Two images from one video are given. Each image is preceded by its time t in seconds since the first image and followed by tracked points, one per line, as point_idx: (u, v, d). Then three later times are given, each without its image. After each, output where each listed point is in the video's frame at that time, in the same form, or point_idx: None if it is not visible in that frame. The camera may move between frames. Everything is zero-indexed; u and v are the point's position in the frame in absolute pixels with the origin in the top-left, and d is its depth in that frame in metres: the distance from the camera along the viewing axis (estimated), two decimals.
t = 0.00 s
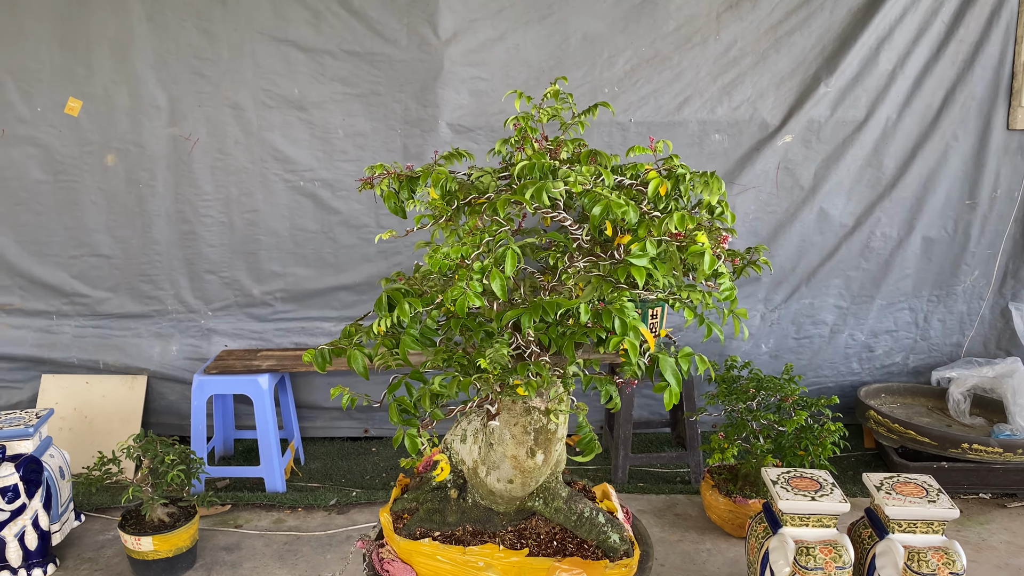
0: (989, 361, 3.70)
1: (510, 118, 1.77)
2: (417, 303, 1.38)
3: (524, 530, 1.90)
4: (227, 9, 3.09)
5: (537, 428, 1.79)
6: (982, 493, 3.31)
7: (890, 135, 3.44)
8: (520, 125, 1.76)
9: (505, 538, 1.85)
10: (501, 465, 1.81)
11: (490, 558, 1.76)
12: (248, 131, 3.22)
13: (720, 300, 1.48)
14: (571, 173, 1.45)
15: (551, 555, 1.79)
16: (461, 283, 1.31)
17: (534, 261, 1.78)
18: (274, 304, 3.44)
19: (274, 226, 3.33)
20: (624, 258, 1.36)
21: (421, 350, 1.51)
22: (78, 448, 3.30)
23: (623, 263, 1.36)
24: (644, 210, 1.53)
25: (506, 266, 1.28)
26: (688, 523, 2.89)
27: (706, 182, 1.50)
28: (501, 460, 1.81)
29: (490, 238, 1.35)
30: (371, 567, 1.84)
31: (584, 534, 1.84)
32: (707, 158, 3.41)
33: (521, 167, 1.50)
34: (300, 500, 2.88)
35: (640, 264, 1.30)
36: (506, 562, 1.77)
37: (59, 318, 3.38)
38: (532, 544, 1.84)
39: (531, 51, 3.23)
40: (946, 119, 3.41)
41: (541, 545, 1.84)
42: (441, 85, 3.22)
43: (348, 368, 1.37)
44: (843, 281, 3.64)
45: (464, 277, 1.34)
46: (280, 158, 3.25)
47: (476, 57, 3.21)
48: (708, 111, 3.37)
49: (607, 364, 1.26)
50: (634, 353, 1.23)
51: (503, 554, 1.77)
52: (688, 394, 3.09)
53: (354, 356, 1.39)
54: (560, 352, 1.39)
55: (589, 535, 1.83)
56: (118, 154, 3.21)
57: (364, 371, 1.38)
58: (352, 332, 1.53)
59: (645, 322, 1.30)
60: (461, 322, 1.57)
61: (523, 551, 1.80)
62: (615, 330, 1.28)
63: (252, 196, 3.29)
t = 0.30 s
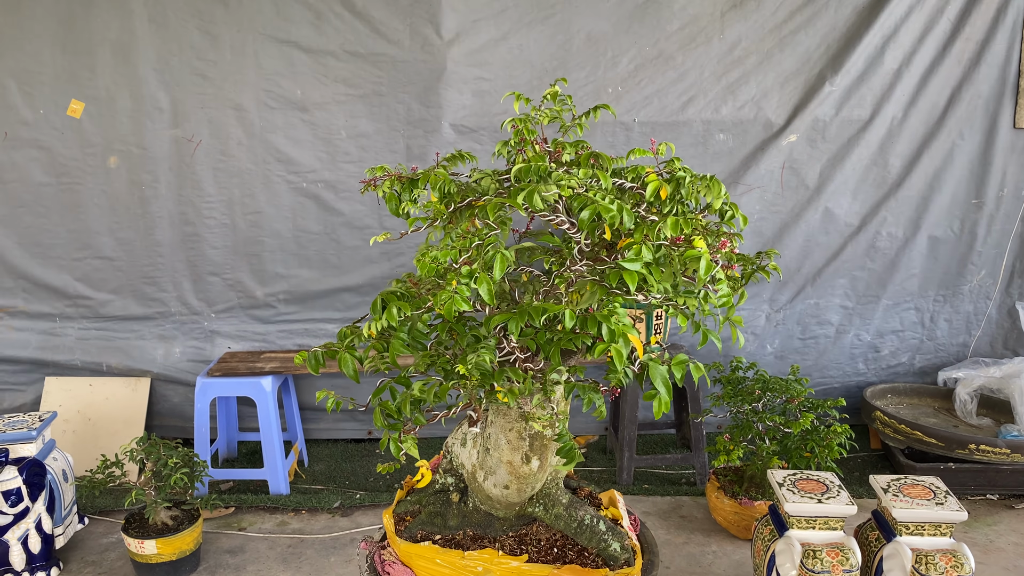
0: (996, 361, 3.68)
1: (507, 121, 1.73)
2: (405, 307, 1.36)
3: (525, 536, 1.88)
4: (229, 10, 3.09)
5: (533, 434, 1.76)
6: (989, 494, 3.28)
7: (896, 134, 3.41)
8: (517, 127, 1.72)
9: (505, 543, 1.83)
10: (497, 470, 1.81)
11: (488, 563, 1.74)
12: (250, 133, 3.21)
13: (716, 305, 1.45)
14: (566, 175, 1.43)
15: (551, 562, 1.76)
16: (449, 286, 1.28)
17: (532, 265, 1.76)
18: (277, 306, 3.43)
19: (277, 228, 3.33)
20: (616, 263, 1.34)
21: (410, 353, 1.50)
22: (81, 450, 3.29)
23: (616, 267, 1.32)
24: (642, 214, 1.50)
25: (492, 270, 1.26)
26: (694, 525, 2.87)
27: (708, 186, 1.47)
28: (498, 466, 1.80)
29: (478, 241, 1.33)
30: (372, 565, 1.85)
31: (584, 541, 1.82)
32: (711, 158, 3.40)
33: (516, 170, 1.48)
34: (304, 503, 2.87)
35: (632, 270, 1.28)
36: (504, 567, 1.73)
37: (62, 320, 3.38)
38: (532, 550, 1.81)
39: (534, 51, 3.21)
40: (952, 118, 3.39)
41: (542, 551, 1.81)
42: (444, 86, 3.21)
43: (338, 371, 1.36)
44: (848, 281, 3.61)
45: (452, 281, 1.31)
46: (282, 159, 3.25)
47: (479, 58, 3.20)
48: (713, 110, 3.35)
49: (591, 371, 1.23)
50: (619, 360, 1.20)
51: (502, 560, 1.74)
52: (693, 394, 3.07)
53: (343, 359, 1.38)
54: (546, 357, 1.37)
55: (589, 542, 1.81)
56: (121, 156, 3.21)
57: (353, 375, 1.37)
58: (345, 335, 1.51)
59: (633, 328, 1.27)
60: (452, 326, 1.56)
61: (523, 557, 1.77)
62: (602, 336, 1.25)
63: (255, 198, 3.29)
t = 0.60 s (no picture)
0: (999, 361, 3.67)
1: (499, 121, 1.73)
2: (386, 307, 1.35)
3: (519, 538, 1.86)
4: (230, 10, 3.08)
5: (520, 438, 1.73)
6: (992, 494, 3.27)
7: (899, 133, 3.40)
8: (509, 128, 1.72)
9: (499, 545, 1.82)
10: (485, 472, 1.78)
11: (479, 565, 1.73)
12: (250, 133, 3.21)
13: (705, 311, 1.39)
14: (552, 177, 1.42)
15: (543, 566, 1.74)
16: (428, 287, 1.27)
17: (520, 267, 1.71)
18: (278, 307, 3.43)
19: (277, 228, 3.33)
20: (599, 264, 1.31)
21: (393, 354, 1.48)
22: (82, 451, 3.29)
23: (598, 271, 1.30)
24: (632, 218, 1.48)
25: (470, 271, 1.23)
26: (695, 525, 2.86)
27: (701, 189, 1.44)
28: (487, 468, 1.78)
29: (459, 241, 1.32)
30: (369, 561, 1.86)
31: (577, 546, 1.79)
32: (713, 158, 3.39)
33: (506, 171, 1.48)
34: (305, 503, 2.87)
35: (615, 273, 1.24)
36: (496, 569, 1.71)
37: (63, 321, 3.38)
38: (525, 555, 1.79)
39: (535, 51, 3.21)
40: (954, 117, 3.37)
41: (534, 556, 1.79)
42: (445, 85, 3.20)
43: (317, 368, 1.35)
44: (850, 280, 3.60)
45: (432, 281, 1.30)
46: (283, 159, 3.24)
47: (480, 57, 3.20)
48: (714, 110, 3.34)
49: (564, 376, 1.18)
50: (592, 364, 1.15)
51: (495, 564, 1.72)
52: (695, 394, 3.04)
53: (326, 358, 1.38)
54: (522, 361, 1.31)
55: (582, 548, 1.78)
56: (122, 156, 3.21)
57: (336, 373, 1.36)
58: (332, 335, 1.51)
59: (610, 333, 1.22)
60: (432, 327, 1.51)
61: (515, 560, 1.75)
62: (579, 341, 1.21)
63: (255, 198, 3.29)
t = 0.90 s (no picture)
0: (1001, 359, 3.66)
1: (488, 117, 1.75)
2: (360, 303, 1.35)
3: (509, 538, 1.82)
4: (229, 8, 3.08)
5: (501, 436, 1.75)
6: (993, 493, 3.26)
7: (900, 130, 3.39)
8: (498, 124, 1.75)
9: (488, 543, 1.79)
10: (468, 469, 1.81)
11: (466, 561, 1.72)
12: (250, 131, 3.20)
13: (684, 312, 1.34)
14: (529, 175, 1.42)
15: (529, 566, 1.72)
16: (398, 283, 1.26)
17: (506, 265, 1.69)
18: (277, 305, 3.43)
19: (277, 226, 3.32)
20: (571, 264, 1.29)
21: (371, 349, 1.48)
22: (82, 449, 3.29)
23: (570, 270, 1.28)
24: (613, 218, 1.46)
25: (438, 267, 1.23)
26: (695, 524, 2.86)
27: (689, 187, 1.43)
28: (470, 465, 1.81)
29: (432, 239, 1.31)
30: (365, 554, 1.86)
31: (565, 548, 1.75)
32: (713, 156, 3.38)
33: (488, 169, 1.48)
34: (304, 502, 2.86)
35: (586, 272, 1.22)
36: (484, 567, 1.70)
37: (63, 319, 3.38)
38: (513, 553, 1.76)
39: (535, 48, 3.20)
40: (956, 115, 3.36)
41: (522, 556, 1.76)
42: (445, 83, 3.20)
43: (293, 360, 1.36)
44: (851, 278, 3.59)
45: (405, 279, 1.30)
46: (282, 157, 3.24)
47: (479, 55, 3.19)
48: (715, 108, 3.33)
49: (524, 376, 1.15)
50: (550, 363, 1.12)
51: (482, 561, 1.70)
52: (694, 393, 3.01)
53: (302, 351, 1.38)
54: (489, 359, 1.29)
55: (570, 550, 1.74)
56: (121, 154, 3.20)
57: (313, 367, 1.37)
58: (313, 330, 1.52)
59: (575, 333, 1.19)
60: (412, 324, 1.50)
61: (503, 559, 1.73)
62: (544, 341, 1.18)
63: (255, 196, 3.28)
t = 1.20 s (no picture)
0: (1002, 360, 3.65)
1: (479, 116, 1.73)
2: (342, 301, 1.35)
3: (502, 539, 1.83)
4: (228, 6, 3.07)
5: (487, 437, 1.73)
6: (994, 494, 3.25)
7: (902, 130, 3.38)
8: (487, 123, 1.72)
9: (481, 544, 1.80)
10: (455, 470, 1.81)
11: (457, 563, 1.70)
12: (250, 129, 3.19)
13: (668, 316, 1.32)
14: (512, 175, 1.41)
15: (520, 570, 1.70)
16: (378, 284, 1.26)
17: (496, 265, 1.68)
18: (277, 304, 3.42)
19: (276, 225, 3.32)
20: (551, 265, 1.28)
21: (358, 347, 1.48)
22: (81, 448, 3.29)
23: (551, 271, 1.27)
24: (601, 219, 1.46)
25: (415, 268, 1.23)
26: (695, 525, 2.85)
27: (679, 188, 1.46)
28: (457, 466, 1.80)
29: (413, 239, 1.31)
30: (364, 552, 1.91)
31: (556, 552, 1.73)
32: (714, 155, 3.37)
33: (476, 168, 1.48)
34: (303, 501, 2.86)
35: (564, 275, 1.21)
36: (475, 569, 1.68)
37: (62, 318, 3.37)
38: (503, 557, 1.75)
39: (536, 47, 3.19)
40: (957, 114, 3.35)
41: (512, 560, 1.75)
42: (445, 82, 3.19)
43: (277, 357, 1.38)
44: (852, 278, 3.58)
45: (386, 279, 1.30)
46: (282, 155, 3.23)
47: (480, 53, 3.18)
48: (716, 107, 3.32)
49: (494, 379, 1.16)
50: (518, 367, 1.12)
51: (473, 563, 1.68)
52: (695, 394, 3.00)
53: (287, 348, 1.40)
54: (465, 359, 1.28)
55: (561, 554, 1.72)
56: (120, 153, 3.20)
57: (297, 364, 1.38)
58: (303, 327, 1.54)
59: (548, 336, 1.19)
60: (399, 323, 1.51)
61: (494, 562, 1.71)
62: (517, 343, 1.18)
63: (255, 195, 3.28)
